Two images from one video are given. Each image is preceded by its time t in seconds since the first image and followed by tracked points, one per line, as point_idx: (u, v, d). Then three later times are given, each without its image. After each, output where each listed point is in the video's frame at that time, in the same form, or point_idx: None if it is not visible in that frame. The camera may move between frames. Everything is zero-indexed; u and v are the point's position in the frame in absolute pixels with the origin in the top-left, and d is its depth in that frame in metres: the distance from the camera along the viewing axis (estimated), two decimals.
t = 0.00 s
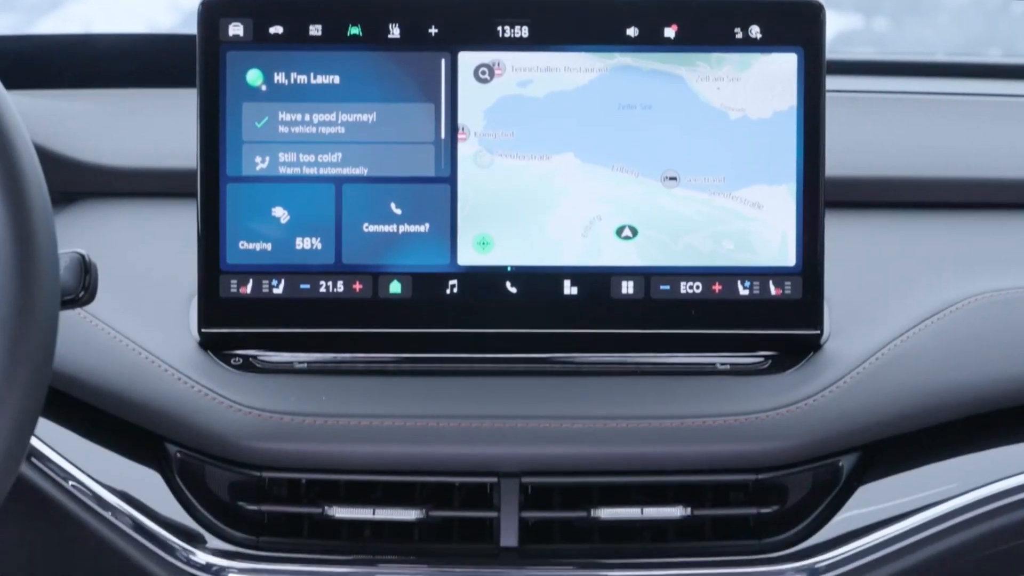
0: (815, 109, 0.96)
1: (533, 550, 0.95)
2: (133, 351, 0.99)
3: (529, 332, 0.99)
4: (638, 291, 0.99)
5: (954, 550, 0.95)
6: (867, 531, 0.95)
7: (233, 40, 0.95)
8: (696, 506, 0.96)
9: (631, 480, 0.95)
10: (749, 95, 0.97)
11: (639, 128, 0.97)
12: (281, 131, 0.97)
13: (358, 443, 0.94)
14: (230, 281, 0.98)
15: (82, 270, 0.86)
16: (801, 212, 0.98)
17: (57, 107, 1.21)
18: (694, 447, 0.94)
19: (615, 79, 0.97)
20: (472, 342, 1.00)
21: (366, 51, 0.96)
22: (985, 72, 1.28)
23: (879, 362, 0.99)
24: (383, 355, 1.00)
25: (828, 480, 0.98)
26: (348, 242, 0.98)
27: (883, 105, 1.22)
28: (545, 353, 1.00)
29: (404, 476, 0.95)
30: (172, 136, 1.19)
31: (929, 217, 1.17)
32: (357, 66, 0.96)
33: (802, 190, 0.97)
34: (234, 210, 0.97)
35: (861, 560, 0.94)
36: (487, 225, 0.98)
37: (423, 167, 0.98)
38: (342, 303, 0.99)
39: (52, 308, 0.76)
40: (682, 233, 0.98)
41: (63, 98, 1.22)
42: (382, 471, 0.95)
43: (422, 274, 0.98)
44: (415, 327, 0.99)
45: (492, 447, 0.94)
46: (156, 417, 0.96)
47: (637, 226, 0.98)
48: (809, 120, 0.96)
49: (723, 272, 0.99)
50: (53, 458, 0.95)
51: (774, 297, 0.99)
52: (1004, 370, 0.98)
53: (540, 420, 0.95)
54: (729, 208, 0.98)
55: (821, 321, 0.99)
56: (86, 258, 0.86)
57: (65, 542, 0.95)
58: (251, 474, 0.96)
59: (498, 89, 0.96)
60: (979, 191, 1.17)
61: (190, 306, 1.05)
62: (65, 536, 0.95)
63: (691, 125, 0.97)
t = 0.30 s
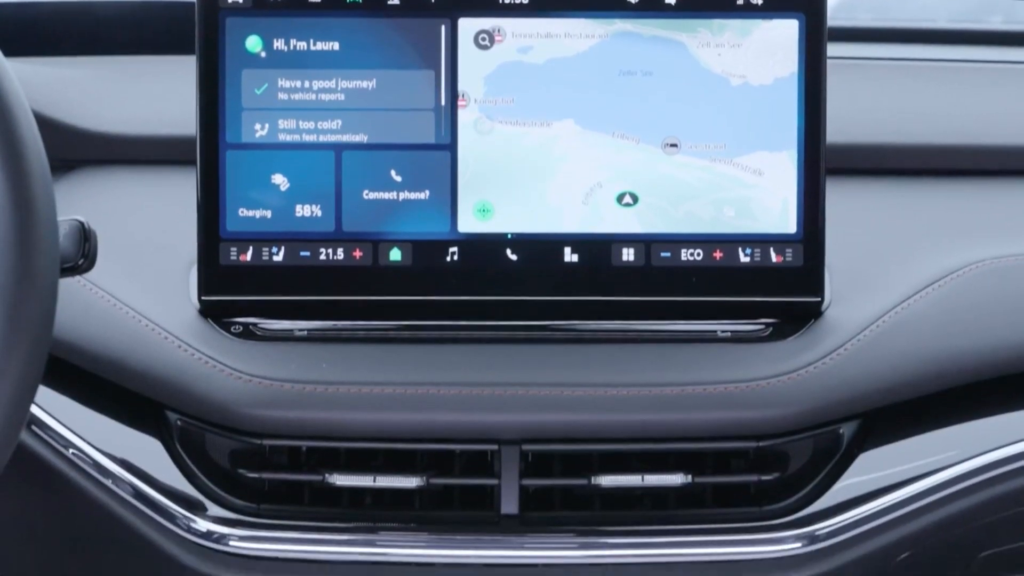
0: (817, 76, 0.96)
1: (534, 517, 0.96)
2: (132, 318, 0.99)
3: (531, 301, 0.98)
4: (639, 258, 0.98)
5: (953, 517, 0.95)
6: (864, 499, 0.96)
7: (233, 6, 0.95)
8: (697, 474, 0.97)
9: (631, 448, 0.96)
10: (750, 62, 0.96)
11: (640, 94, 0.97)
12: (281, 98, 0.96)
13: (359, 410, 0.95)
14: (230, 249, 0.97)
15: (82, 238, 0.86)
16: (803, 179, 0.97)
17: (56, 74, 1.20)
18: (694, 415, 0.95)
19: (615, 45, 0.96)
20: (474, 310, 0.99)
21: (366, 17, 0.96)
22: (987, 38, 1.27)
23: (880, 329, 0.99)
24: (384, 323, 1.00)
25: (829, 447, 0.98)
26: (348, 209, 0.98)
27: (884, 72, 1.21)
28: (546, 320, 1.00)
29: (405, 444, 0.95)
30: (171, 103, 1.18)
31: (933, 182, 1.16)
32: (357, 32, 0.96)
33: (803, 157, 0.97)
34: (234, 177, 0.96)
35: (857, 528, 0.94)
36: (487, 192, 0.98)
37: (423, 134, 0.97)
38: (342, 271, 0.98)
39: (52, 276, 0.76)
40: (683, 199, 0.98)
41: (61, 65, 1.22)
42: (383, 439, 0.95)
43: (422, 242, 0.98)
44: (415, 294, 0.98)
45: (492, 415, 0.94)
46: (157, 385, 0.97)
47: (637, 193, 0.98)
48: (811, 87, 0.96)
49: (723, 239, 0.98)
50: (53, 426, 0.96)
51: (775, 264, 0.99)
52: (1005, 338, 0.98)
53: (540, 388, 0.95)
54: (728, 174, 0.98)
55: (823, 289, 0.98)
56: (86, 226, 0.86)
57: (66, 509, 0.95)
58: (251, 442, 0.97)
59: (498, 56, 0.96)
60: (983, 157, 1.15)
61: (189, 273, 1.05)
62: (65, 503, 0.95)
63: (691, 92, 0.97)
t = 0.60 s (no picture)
0: (819, 38, 0.96)
1: (534, 481, 0.96)
2: (131, 282, 0.99)
3: (533, 264, 0.98)
4: (640, 222, 0.98)
5: (953, 481, 0.96)
6: (864, 463, 0.96)
7: None
8: (697, 438, 0.97)
9: (631, 412, 0.96)
10: (752, 24, 0.96)
11: (641, 56, 0.96)
12: (280, 61, 0.96)
13: (360, 374, 0.94)
14: (230, 212, 0.97)
15: (81, 201, 0.85)
16: (805, 142, 0.97)
17: (53, 38, 1.20)
18: (694, 378, 0.95)
19: (616, 7, 0.96)
20: (473, 275, 0.99)
21: None
22: None
23: (882, 293, 0.99)
24: (385, 287, 0.99)
25: (830, 410, 0.98)
26: (349, 172, 0.97)
27: (887, 34, 1.20)
28: (547, 284, 0.99)
29: (405, 408, 0.95)
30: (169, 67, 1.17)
31: (935, 146, 1.15)
32: None
33: (805, 120, 0.97)
34: (234, 141, 0.96)
35: (857, 492, 0.95)
36: (487, 155, 0.97)
37: (424, 97, 0.97)
38: (342, 235, 0.98)
39: (51, 241, 0.75)
40: (684, 162, 0.97)
41: (59, 29, 1.21)
42: (384, 403, 0.95)
43: (422, 205, 0.97)
44: (415, 258, 0.98)
45: (492, 378, 0.94)
46: (156, 349, 0.96)
47: (638, 156, 0.97)
48: (812, 48, 0.96)
49: (725, 203, 0.98)
50: (53, 390, 0.96)
51: (776, 228, 0.98)
52: (1007, 301, 0.98)
53: (541, 351, 0.95)
54: (729, 137, 0.97)
55: (823, 252, 0.98)
56: (85, 190, 0.86)
57: (66, 474, 0.96)
58: (251, 406, 0.97)
59: (498, 18, 0.95)
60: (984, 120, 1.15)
61: (190, 237, 1.05)
62: (64, 467, 0.96)
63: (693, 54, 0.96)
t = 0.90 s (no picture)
0: (819, 6, 0.96)
1: (535, 450, 0.96)
2: (130, 251, 0.99)
3: (534, 233, 0.98)
4: (640, 190, 0.97)
5: (953, 450, 0.96)
6: (864, 432, 0.96)
7: None
8: (698, 407, 0.96)
9: (632, 381, 0.95)
10: None
11: (641, 24, 0.96)
12: (279, 29, 0.95)
13: (360, 343, 0.94)
14: (229, 181, 0.96)
15: (80, 170, 0.85)
16: (807, 110, 0.96)
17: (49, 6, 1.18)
18: (695, 348, 0.95)
19: None
20: (474, 244, 0.98)
21: None
22: None
23: (883, 262, 0.98)
24: (385, 257, 0.99)
25: (831, 380, 0.98)
26: (349, 141, 0.97)
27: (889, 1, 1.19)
28: (549, 253, 0.99)
29: (405, 377, 0.95)
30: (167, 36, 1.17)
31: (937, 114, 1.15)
32: None
33: (807, 88, 0.96)
34: (233, 109, 0.95)
35: (858, 461, 0.95)
36: (487, 123, 0.96)
37: (423, 65, 0.96)
38: (342, 204, 0.97)
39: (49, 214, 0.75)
40: (684, 131, 0.97)
41: None
42: (384, 373, 0.95)
43: (422, 174, 0.97)
44: (414, 227, 0.97)
45: (493, 348, 0.94)
46: (156, 318, 0.96)
47: (640, 125, 0.96)
48: (812, 15, 0.95)
49: (727, 171, 0.97)
50: (53, 359, 0.96)
51: (778, 196, 0.98)
52: (1010, 270, 0.98)
53: (542, 321, 0.94)
54: (729, 105, 0.96)
55: (825, 221, 0.98)
56: (84, 159, 0.85)
57: (68, 444, 0.96)
58: (252, 375, 0.97)
59: None
60: (986, 89, 1.15)
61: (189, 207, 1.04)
62: (65, 437, 0.96)
63: (694, 22, 0.96)
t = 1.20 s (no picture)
0: None
1: (535, 416, 0.96)
2: (129, 216, 0.98)
3: (535, 198, 0.97)
4: (641, 155, 0.97)
5: (954, 416, 0.96)
6: (865, 398, 0.96)
7: None
8: (699, 372, 0.96)
9: (633, 346, 0.95)
10: None
11: None
12: None
13: (361, 309, 0.94)
14: (229, 145, 0.96)
15: (79, 134, 0.84)
16: (808, 74, 0.96)
17: None
18: (696, 314, 0.94)
19: None
20: (475, 209, 0.98)
21: None
22: None
23: (885, 227, 0.98)
24: (386, 223, 0.99)
25: (833, 346, 0.98)
26: (349, 106, 0.96)
27: None
28: (549, 218, 0.99)
29: (405, 343, 0.95)
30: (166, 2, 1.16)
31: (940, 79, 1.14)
32: None
33: (808, 53, 0.95)
34: (232, 73, 0.95)
35: (859, 427, 0.96)
36: (488, 87, 0.95)
37: (423, 30, 0.95)
38: (342, 169, 0.97)
39: (49, 179, 0.74)
40: (685, 96, 0.96)
41: None
42: (385, 339, 0.95)
43: (422, 139, 0.96)
44: (414, 193, 0.97)
45: (493, 313, 0.94)
46: (156, 284, 0.96)
47: (641, 89, 0.96)
48: None
49: (728, 135, 0.96)
50: (53, 326, 0.96)
51: (779, 161, 0.97)
52: (1012, 235, 0.97)
53: (542, 287, 0.94)
54: (731, 70, 0.96)
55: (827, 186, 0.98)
56: (83, 123, 0.84)
57: (69, 409, 0.96)
58: (252, 342, 0.97)
59: None
60: (989, 53, 1.14)
61: (188, 171, 1.03)
62: (65, 403, 0.96)
63: None
